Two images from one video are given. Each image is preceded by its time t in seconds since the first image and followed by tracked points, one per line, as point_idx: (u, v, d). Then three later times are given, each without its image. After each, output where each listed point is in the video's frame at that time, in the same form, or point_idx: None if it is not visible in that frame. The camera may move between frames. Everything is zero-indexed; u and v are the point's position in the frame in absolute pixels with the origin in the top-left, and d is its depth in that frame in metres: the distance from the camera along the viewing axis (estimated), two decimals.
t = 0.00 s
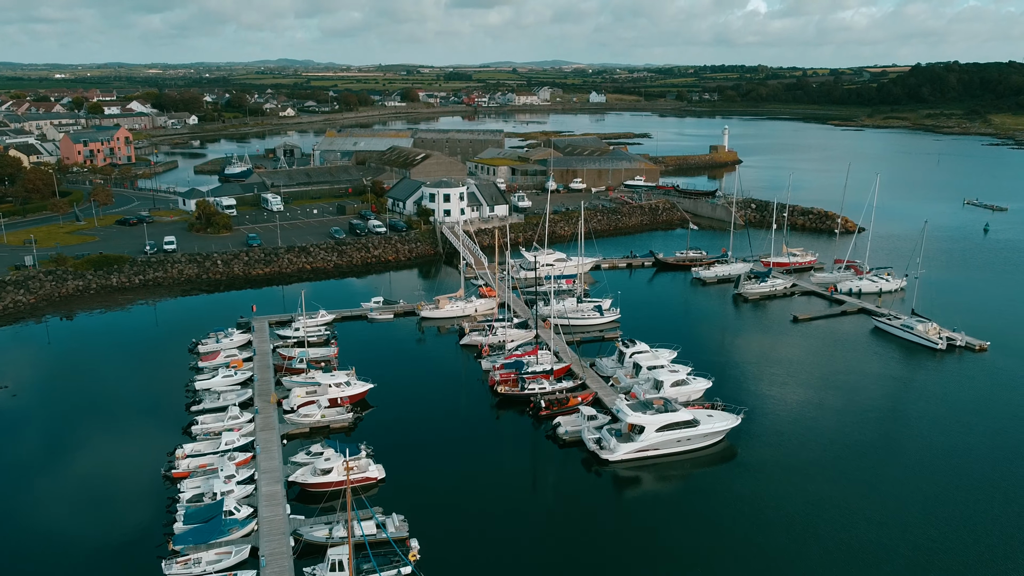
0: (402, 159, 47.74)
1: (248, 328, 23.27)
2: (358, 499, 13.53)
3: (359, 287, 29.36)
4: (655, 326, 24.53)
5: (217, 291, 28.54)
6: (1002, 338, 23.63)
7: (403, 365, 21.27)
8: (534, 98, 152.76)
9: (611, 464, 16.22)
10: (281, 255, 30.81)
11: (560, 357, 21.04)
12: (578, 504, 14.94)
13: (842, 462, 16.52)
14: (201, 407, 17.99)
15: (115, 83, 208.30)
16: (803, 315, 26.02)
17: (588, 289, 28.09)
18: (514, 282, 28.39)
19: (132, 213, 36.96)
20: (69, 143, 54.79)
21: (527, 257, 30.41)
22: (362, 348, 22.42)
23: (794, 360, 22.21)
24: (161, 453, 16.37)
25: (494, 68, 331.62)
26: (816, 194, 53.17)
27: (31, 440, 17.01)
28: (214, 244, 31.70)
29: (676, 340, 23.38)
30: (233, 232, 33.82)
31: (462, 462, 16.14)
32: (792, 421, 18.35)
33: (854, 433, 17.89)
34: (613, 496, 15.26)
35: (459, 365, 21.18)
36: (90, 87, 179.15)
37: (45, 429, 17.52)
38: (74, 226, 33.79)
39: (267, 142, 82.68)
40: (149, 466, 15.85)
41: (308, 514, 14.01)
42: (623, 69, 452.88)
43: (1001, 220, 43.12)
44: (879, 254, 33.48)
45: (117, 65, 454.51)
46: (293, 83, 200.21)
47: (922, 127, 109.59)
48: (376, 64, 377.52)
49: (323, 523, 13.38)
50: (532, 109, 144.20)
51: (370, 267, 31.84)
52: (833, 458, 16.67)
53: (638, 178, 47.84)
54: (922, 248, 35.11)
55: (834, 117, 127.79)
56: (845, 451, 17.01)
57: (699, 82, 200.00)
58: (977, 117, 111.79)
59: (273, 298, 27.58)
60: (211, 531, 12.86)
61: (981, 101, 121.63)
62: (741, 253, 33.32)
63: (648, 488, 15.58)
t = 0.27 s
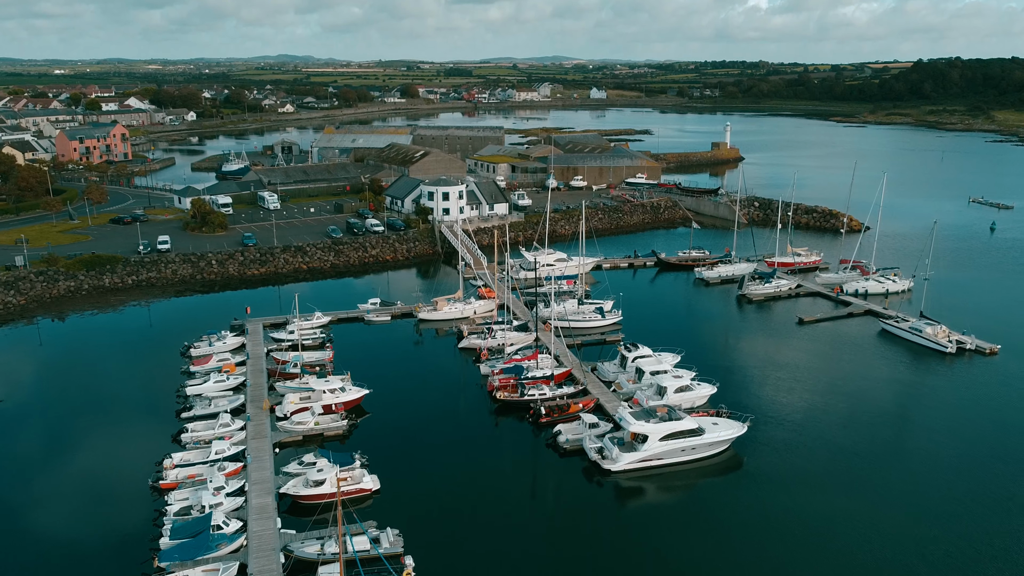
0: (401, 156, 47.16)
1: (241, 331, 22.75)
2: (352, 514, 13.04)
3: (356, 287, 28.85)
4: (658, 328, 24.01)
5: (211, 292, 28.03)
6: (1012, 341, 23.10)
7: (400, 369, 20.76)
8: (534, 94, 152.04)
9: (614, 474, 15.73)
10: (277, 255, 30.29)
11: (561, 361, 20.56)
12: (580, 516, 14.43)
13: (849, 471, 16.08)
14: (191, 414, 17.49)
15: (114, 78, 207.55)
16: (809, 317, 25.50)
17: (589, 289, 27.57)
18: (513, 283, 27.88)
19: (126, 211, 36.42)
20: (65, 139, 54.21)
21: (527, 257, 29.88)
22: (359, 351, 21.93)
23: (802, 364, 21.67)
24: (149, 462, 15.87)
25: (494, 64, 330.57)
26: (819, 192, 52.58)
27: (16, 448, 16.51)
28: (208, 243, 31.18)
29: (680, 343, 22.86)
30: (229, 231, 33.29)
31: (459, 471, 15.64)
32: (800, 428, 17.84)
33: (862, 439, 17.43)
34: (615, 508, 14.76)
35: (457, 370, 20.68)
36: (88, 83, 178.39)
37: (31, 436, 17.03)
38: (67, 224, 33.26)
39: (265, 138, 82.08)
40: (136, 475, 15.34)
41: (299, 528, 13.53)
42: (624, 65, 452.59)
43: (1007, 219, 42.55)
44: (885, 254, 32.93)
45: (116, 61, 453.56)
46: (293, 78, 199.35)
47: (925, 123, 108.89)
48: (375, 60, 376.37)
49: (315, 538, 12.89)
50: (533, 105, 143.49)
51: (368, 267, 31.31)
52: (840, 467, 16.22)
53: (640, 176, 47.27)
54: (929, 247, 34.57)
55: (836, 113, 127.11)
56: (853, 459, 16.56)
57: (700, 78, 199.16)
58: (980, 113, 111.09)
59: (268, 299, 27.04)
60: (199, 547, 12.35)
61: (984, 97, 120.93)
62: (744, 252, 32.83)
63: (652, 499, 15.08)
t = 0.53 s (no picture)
0: (400, 154, 46.59)
1: (235, 334, 22.26)
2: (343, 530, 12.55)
3: (353, 288, 28.34)
4: (660, 331, 23.47)
5: (205, 292, 27.51)
6: None
7: (396, 374, 20.25)
8: (535, 90, 151.28)
9: (616, 485, 15.22)
10: (272, 255, 29.76)
11: (562, 366, 20.04)
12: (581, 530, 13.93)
13: (860, 481, 15.55)
14: (181, 422, 16.98)
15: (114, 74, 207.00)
16: (815, 319, 24.96)
17: (590, 291, 27.05)
18: (513, 284, 27.36)
19: (121, 210, 35.88)
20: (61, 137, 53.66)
21: (527, 257, 29.35)
22: (354, 355, 21.41)
23: (809, 369, 21.12)
24: (136, 471, 15.37)
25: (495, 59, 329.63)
26: (823, 189, 51.97)
27: None
28: (203, 243, 30.65)
29: (683, 346, 22.32)
30: (224, 230, 32.76)
31: (456, 482, 15.13)
32: (808, 436, 17.30)
33: (871, 447, 16.91)
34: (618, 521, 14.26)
35: (455, 375, 20.17)
36: (87, 79, 177.88)
37: (15, 442, 16.54)
38: (60, 224, 32.74)
39: (264, 135, 81.46)
40: (121, 485, 14.83)
41: (289, 544, 13.04)
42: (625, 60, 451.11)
43: (1014, 218, 41.92)
44: (891, 254, 32.38)
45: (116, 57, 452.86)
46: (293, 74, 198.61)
47: (927, 120, 108.15)
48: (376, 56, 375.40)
49: (305, 556, 12.40)
50: (533, 101, 142.75)
51: (365, 267, 30.80)
52: (850, 478, 15.69)
53: (642, 174, 46.68)
54: (936, 247, 33.98)
55: (838, 109, 126.35)
56: (863, 469, 16.05)
57: (701, 74, 198.30)
58: (983, 109, 110.30)
59: (263, 299, 26.52)
60: (183, 565, 11.84)
61: (987, 93, 120.15)
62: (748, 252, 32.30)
63: (655, 512, 14.58)
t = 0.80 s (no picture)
0: (398, 151, 46.05)
1: (228, 337, 21.76)
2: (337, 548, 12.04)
3: (350, 288, 27.83)
4: (663, 334, 22.95)
5: (199, 294, 27.02)
6: None
7: (393, 378, 19.75)
8: (535, 86, 150.56)
9: (619, 497, 14.73)
10: (268, 255, 29.25)
11: (563, 371, 19.55)
12: (583, 544, 13.42)
13: (872, 492, 15.03)
14: (170, 430, 16.49)
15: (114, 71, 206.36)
16: (821, 322, 24.43)
17: (591, 292, 26.55)
18: (512, 285, 26.86)
19: (115, 209, 35.35)
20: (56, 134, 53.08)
21: (527, 257, 28.83)
22: (350, 359, 20.92)
23: (816, 374, 20.55)
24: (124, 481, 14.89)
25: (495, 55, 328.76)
26: (826, 187, 51.40)
27: None
28: (198, 243, 30.14)
29: (687, 350, 21.80)
30: (219, 229, 32.24)
31: (454, 493, 14.64)
32: (818, 446, 16.75)
33: (881, 455, 16.42)
34: (621, 534, 13.75)
35: (453, 380, 19.67)
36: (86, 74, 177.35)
37: None
38: (52, 223, 32.23)
39: (262, 131, 80.85)
40: (106, 497, 14.32)
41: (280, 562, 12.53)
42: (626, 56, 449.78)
43: (1020, 216, 41.39)
44: (897, 253, 31.85)
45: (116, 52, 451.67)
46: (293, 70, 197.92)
47: (930, 116, 107.48)
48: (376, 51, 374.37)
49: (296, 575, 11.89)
50: (534, 97, 142.03)
51: (362, 267, 30.30)
52: (861, 488, 15.18)
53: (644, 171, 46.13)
54: (942, 246, 33.44)
55: (840, 105, 125.65)
56: (874, 479, 15.54)
57: (702, 70, 197.47)
58: (986, 106, 109.57)
59: (258, 300, 26.00)
60: None
61: (989, 89, 119.40)
62: (751, 252, 31.79)
63: (660, 525, 14.08)
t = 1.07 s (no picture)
0: (397, 148, 45.43)
1: (220, 341, 21.25)
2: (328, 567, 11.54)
3: (347, 289, 27.29)
4: (666, 338, 22.41)
5: (193, 295, 26.50)
6: None
7: (389, 384, 19.24)
8: (536, 82, 149.68)
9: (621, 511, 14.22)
10: (263, 255, 28.72)
11: (563, 377, 19.05)
12: (585, 559, 12.92)
13: (885, 504, 14.50)
14: (158, 439, 15.98)
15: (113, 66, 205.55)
16: (827, 325, 23.89)
17: (592, 294, 26.02)
18: (512, 286, 26.32)
19: (108, 208, 34.77)
20: (51, 131, 52.41)
21: (527, 257, 28.29)
22: (345, 364, 20.40)
23: (824, 380, 19.99)
24: (110, 492, 14.39)
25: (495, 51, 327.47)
26: (830, 184, 50.81)
27: None
28: (192, 243, 29.62)
29: (691, 354, 21.25)
30: (214, 229, 31.69)
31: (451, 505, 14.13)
32: (827, 456, 16.18)
33: (892, 465, 15.90)
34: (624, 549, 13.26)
35: (451, 385, 19.16)
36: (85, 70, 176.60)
37: None
38: (44, 222, 31.66)
39: (260, 129, 80.11)
40: (90, 511, 13.78)
41: None
42: (626, 51, 448.64)
43: None
44: (904, 253, 31.31)
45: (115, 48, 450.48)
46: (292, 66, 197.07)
47: (932, 113, 106.74)
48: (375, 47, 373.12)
49: None
50: (534, 93, 141.17)
51: (359, 268, 29.76)
52: (873, 500, 14.65)
53: (645, 169, 45.54)
54: (948, 246, 32.89)
55: (842, 102, 124.87)
56: (886, 490, 15.01)
57: (703, 66, 196.50)
58: (989, 102, 108.78)
59: (252, 302, 25.48)
60: None
61: (992, 85, 118.59)
62: (755, 252, 31.25)
63: (664, 540, 13.58)
